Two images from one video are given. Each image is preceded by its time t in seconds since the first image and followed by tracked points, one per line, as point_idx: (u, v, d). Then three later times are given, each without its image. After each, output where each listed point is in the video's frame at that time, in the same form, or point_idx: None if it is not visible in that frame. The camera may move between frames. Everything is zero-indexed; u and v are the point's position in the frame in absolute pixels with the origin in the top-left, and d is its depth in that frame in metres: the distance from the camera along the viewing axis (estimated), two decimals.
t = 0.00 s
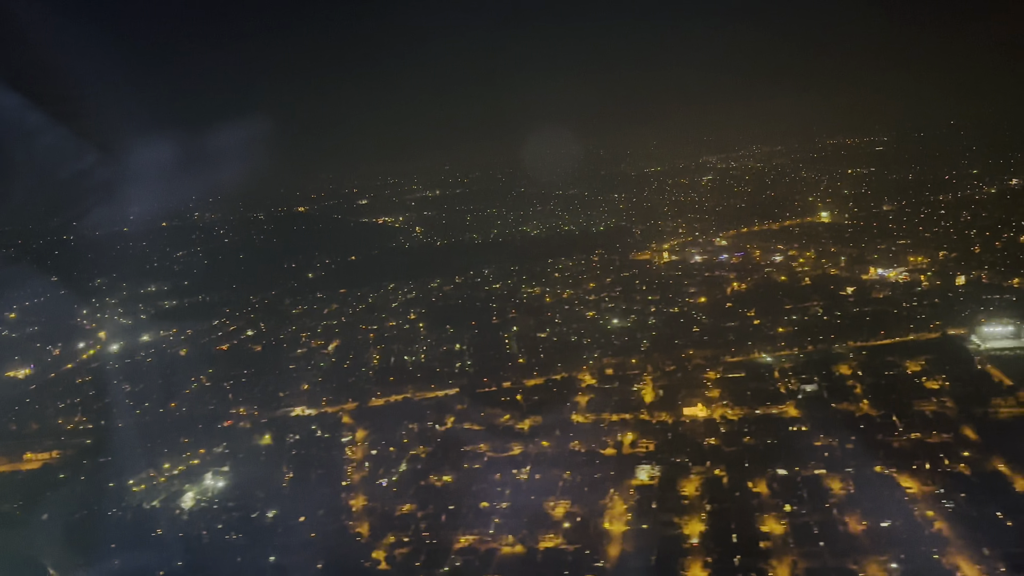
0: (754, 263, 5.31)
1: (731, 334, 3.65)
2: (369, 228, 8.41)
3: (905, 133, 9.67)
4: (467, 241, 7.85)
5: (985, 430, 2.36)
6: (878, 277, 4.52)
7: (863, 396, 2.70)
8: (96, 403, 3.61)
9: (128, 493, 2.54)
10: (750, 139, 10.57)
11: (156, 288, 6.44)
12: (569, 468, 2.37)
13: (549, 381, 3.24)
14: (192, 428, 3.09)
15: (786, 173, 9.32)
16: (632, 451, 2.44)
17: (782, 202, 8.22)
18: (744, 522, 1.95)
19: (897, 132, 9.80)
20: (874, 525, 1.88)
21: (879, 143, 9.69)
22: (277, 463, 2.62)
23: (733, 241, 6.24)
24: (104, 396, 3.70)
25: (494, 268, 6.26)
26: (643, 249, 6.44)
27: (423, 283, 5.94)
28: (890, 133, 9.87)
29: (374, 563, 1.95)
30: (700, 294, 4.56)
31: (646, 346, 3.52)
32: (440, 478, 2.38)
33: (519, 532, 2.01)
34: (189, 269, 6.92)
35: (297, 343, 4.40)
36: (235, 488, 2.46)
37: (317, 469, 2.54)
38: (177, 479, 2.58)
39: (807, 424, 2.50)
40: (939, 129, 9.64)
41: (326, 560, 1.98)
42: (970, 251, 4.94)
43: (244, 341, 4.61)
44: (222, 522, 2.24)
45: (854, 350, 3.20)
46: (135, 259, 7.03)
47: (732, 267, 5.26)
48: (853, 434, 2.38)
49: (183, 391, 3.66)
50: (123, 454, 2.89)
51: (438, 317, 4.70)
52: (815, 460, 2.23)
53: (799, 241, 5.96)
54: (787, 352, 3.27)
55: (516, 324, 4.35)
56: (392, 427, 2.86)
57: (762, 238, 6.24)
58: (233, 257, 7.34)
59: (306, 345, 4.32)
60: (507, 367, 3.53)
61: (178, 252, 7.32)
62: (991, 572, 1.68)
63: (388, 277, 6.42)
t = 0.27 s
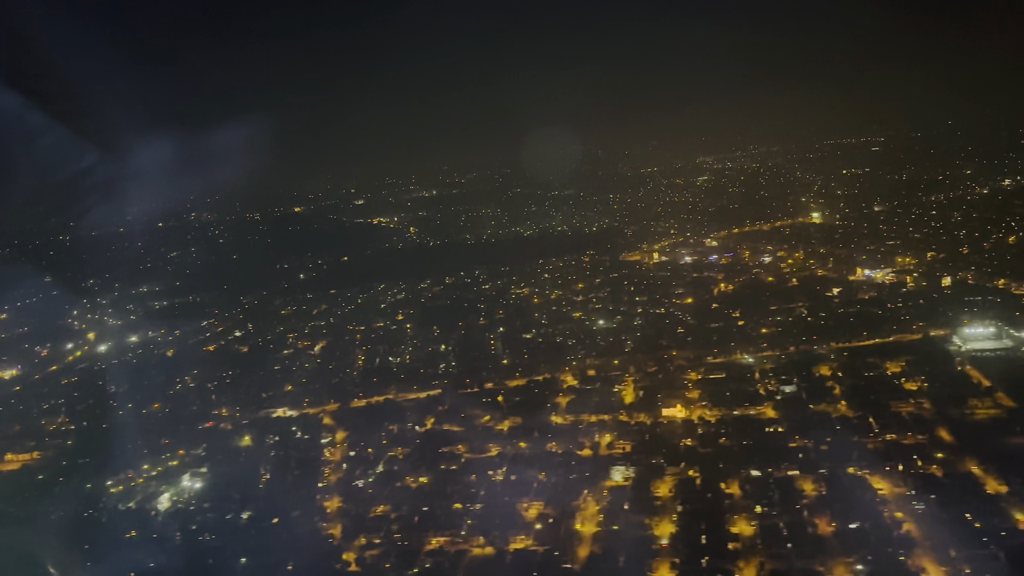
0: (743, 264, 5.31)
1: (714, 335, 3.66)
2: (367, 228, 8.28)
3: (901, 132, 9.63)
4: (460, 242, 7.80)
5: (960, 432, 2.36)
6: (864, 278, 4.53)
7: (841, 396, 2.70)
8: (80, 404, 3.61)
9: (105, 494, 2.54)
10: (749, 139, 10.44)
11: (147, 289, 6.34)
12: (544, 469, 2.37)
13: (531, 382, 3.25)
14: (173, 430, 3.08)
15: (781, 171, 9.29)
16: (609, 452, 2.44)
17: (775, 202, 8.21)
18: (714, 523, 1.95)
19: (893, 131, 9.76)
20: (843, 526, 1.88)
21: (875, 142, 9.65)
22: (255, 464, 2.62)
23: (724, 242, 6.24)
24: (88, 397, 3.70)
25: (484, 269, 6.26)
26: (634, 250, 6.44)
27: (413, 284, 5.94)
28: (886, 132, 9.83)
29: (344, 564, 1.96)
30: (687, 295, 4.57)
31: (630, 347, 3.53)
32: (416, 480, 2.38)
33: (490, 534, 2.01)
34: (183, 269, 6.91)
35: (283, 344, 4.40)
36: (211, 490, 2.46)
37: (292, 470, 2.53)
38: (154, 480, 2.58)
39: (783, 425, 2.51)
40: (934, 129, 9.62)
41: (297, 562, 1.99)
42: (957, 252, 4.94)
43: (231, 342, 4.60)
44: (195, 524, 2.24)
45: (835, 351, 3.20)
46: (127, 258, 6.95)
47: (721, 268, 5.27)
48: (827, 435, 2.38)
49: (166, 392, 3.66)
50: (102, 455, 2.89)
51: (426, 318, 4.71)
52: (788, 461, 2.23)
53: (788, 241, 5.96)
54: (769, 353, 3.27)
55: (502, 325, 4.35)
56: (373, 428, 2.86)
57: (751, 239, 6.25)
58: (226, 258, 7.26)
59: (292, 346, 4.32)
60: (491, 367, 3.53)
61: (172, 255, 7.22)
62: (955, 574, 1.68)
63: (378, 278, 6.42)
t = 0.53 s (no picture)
0: (732, 264, 5.31)
1: (698, 335, 3.67)
2: (363, 230, 8.10)
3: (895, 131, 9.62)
4: (453, 242, 7.76)
5: (936, 432, 2.36)
6: (852, 278, 4.52)
7: (818, 397, 2.71)
8: (64, 404, 3.62)
9: (82, 495, 2.55)
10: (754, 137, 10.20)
11: (138, 290, 6.24)
12: (520, 470, 2.37)
13: (514, 382, 3.25)
14: (154, 430, 3.08)
15: (776, 170, 9.25)
16: (585, 453, 2.44)
17: (768, 202, 8.21)
18: (684, 524, 1.96)
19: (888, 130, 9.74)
20: (811, 527, 1.88)
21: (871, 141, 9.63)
22: (232, 465, 2.62)
23: (714, 241, 6.24)
24: (73, 397, 3.71)
25: (475, 269, 6.25)
26: (625, 249, 6.43)
27: (404, 284, 5.93)
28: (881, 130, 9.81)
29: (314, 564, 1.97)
30: (673, 295, 4.57)
31: (613, 347, 3.53)
32: (391, 480, 2.38)
33: (461, 534, 2.02)
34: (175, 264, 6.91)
35: (270, 344, 4.40)
36: (187, 491, 2.46)
37: (269, 471, 2.54)
38: (132, 482, 2.59)
39: (759, 425, 2.51)
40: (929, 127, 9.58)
41: (267, 562, 2.00)
42: (946, 252, 4.94)
43: (217, 342, 4.59)
44: (169, 524, 2.25)
45: (817, 351, 3.20)
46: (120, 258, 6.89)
47: (710, 268, 5.26)
48: (802, 435, 2.39)
49: (151, 392, 3.67)
50: (83, 458, 2.91)
51: (414, 318, 4.71)
52: (762, 462, 2.24)
53: (779, 241, 5.96)
54: (751, 353, 3.27)
55: (489, 324, 4.35)
56: (353, 428, 2.87)
57: (742, 238, 6.25)
58: (218, 258, 7.15)
59: (279, 346, 4.32)
60: (475, 368, 3.53)
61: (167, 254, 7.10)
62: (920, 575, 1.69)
63: (369, 278, 6.42)
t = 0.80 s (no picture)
0: (721, 262, 5.31)
1: (682, 333, 3.67)
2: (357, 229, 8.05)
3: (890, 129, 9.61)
4: (445, 240, 7.74)
5: (911, 431, 2.37)
6: (838, 277, 4.52)
7: (796, 396, 2.71)
8: (49, 405, 3.63)
9: (59, 495, 2.56)
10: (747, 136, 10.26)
11: (129, 288, 6.18)
12: (495, 469, 2.37)
13: (496, 381, 3.25)
14: (134, 429, 3.08)
15: (769, 168, 9.24)
16: (561, 452, 2.45)
17: (761, 199, 8.20)
18: (653, 523, 1.97)
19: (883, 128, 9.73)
20: (780, 527, 1.89)
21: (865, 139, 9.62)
22: (211, 464, 2.62)
23: (705, 240, 6.23)
24: (57, 397, 3.71)
25: (465, 268, 6.24)
26: (615, 248, 6.43)
27: (393, 283, 5.92)
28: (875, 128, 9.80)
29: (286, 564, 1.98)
30: (660, 294, 4.56)
31: (596, 346, 3.53)
32: (367, 480, 2.39)
33: (432, 534, 2.03)
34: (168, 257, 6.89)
35: (256, 343, 4.40)
36: (164, 490, 2.47)
37: (246, 470, 2.54)
38: (109, 481, 2.59)
39: (735, 424, 2.52)
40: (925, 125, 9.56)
41: (239, 561, 2.02)
42: (934, 250, 4.93)
43: (204, 341, 4.59)
44: (144, 524, 2.26)
45: (798, 350, 3.20)
46: (111, 254, 6.76)
47: (698, 267, 5.26)
48: (776, 434, 2.39)
49: (134, 392, 3.67)
50: (64, 459, 2.91)
51: (401, 317, 4.71)
52: (736, 461, 2.24)
53: (769, 240, 5.96)
54: (732, 352, 3.27)
55: (475, 324, 4.35)
56: (333, 427, 2.87)
57: (733, 237, 6.24)
58: (211, 255, 7.08)
59: (265, 345, 4.31)
60: (459, 367, 3.54)
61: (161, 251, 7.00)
62: None
63: (359, 277, 6.41)
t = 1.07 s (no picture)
0: (710, 261, 5.31)
1: (666, 332, 3.67)
2: (351, 227, 8.02)
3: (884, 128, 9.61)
4: (438, 238, 7.73)
5: (886, 430, 2.37)
6: (825, 275, 4.52)
7: (774, 395, 2.72)
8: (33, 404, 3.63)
9: (36, 494, 2.56)
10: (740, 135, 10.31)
11: (121, 287, 6.15)
12: (470, 468, 2.38)
13: (478, 381, 3.25)
14: (116, 428, 3.09)
15: (763, 166, 9.24)
16: (538, 451, 2.45)
17: (754, 198, 8.19)
18: (624, 522, 1.97)
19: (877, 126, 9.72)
20: (749, 526, 1.90)
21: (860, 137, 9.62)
22: (189, 463, 2.63)
23: (695, 239, 6.23)
24: (41, 397, 3.72)
25: (455, 266, 6.24)
26: (606, 247, 6.42)
27: (383, 281, 5.92)
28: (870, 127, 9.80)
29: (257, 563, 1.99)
30: (647, 293, 4.56)
31: (580, 346, 3.53)
32: (343, 479, 2.39)
33: (403, 534, 2.04)
34: (159, 254, 6.87)
35: (243, 342, 4.40)
36: (140, 489, 2.48)
37: (223, 469, 2.54)
38: (87, 481, 2.60)
39: (712, 424, 2.52)
40: (919, 123, 9.55)
41: (210, 560, 2.03)
42: (922, 249, 4.93)
43: (190, 340, 4.59)
44: (119, 524, 2.28)
45: (779, 350, 3.21)
46: (103, 252, 6.71)
47: (687, 265, 5.26)
48: (751, 433, 2.40)
49: (118, 391, 3.67)
50: (44, 457, 2.92)
51: (388, 316, 4.71)
52: (710, 460, 2.25)
53: (759, 238, 5.96)
54: (714, 351, 3.28)
55: (461, 322, 4.35)
56: (313, 427, 2.87)
57: (723, 235, 6.24)
58: (204, 254, 7.01)
59: (251, 344, 4.31)
60: (443, 366, 3.54)
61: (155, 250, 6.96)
62: None
63: (350, 275, 6.41)
